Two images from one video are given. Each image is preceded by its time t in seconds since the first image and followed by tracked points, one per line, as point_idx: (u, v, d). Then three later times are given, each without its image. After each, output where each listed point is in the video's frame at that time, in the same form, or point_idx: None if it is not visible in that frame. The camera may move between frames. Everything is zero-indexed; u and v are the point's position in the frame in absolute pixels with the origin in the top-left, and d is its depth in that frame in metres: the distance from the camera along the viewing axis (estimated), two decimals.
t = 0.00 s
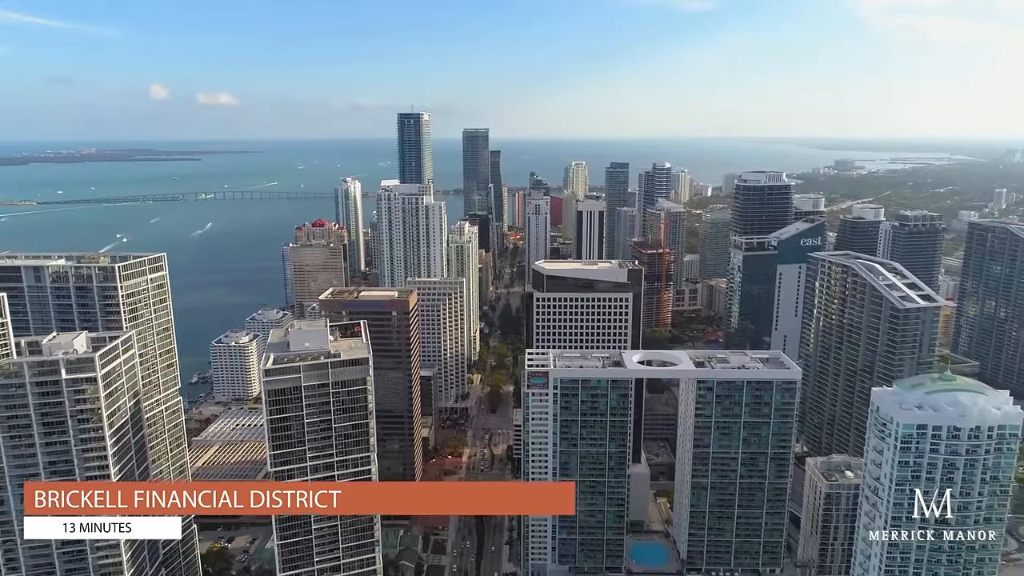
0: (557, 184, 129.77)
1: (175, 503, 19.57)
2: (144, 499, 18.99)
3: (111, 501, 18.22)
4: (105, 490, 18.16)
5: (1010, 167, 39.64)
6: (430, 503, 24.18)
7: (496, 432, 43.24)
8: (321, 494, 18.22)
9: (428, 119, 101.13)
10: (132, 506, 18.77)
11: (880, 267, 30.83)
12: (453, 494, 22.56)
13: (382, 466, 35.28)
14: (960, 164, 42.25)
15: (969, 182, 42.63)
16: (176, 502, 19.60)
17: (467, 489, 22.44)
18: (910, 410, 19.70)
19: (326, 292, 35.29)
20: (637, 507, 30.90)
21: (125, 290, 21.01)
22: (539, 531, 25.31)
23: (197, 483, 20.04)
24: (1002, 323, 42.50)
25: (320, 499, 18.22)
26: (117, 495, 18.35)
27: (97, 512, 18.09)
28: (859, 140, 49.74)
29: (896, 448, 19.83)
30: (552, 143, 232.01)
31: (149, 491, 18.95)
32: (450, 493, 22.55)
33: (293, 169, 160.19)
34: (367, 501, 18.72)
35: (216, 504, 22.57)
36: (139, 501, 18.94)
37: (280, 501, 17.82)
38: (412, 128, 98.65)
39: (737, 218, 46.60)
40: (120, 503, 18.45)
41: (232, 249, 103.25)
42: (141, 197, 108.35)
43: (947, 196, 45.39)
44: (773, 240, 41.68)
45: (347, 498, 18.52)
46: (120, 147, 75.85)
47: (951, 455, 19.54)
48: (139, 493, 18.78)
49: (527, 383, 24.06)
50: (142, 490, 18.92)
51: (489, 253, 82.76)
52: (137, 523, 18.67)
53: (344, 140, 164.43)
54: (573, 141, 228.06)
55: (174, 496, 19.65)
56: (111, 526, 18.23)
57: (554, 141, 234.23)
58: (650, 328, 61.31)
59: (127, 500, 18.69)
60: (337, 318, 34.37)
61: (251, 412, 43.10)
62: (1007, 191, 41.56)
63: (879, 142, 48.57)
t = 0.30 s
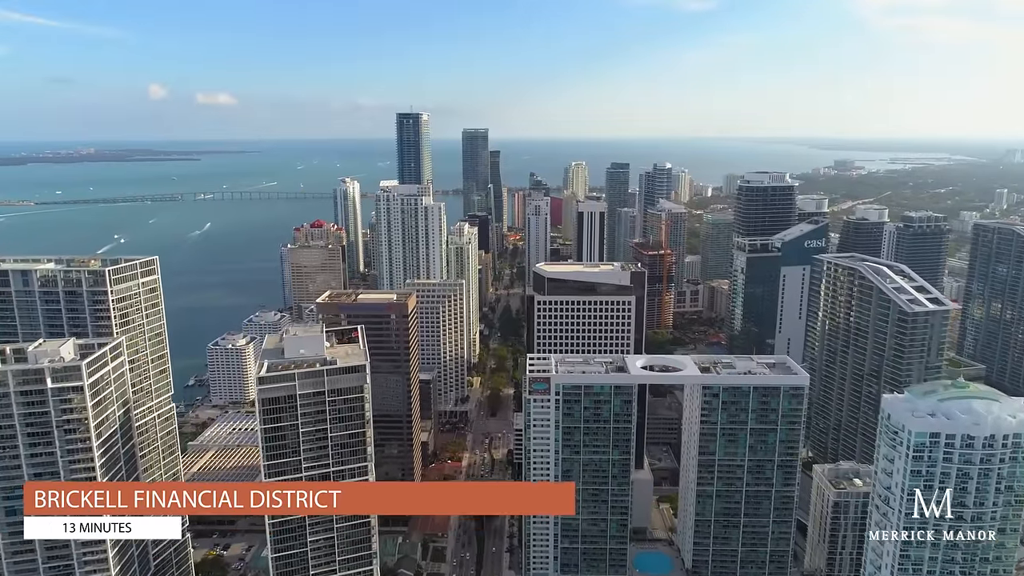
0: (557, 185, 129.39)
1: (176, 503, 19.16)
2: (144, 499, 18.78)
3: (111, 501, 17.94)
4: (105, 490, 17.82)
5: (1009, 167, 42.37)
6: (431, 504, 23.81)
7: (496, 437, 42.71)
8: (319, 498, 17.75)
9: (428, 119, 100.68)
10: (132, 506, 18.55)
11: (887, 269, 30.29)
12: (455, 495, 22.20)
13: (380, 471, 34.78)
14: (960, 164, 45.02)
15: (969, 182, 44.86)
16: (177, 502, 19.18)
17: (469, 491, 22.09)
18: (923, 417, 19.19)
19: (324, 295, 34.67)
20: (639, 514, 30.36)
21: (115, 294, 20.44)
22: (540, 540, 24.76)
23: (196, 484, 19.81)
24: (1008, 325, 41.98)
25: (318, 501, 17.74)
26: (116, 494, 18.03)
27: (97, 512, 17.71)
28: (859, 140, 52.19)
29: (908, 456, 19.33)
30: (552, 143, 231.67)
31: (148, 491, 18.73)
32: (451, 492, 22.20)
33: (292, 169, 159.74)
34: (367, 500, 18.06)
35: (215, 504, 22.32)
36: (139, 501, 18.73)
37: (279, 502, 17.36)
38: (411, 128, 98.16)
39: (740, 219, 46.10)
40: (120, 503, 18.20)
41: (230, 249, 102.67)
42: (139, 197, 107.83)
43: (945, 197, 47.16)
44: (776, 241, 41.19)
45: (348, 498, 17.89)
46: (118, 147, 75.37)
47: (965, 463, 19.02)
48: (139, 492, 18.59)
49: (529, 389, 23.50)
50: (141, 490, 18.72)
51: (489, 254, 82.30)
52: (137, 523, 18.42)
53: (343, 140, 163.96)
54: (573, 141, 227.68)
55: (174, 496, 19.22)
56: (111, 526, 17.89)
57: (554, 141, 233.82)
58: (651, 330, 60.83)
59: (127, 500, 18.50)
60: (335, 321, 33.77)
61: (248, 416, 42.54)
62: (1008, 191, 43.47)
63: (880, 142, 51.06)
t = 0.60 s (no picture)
0: (557, 185, 128.84)
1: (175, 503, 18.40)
2: (144, 499, 17.95)
3: (111, 501, 17.34)
4: (104, 489, 17.34)
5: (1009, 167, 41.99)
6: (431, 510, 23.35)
7: (497, 441, 42.18)
8: (319, 498, 17.03)
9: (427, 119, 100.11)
10: (131, 506, 17.76)
11: (895, 271, 29.75)
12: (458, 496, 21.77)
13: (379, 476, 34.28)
14: (961, 165, 44.78)
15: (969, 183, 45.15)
16: (176, 502, 18.45)
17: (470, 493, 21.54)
18: (936, 425, 18.70)
19: (321, 298, 34.07)
20: (643, 520, 29.86)
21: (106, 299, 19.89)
22: (542, 549, 24.23)
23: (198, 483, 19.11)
24: (1014, 327, 41.41)
25: (318, 502, 17.04)
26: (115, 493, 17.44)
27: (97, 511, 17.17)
28: (859, 140, 51.39)
29: (920, 465, 18.85)
30: (551, 143, 231.10)
31: (149, 490, 17.89)
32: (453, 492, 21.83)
33: (292, 169, 159.16)
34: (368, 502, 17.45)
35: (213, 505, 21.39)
36: (138, 501, 17.91)
37: (279, 503, 16.61)
38: (411, 128, 97.63)
39: (744, 221, 45.59)
40: (120, 503, 17.49)
41: (229, 249, 102.11)
42: (137, 197, 107.25)
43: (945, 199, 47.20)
44: (780, 243, 40.63)
45: (347, 500, 17.34)
46: (116, 147, 74.92)
47: (980, 473, 18.51)
48: (139, 492, 17.70)
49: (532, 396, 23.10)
50: (142, 490, 17.84)
51: (489, 255, 81.77)
52: (137, 523, 17.65)
53: (343, 140, 163.42)
54: (573, 141, 227.25)
55: (174, 496, 18.50)
56: (110, 526, 17.28)
57: (554, 142, 233.20)
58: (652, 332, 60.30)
59: (126, 500, 17.69)
60: (332, 324, 33.19)
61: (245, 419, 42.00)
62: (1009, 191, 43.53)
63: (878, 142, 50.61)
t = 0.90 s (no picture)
0: (557, 185, 128.43)
1: (176, 503, 18.50)
2: (145, 499, 18.16)
3: (111, 501, 17.46)
4: (104, 490, 17.47)
5: (1008, 167, 44.10)
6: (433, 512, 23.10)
7: (497, 445, 41.70)
8: (318, 499, 16.62)
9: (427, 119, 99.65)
10: (132, 506, 18.00)
11: (902, 273, 29.28)
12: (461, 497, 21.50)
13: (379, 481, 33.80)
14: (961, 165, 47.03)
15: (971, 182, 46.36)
16: (176, 502, 18.47)
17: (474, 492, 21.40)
18: (951, 433, 18.25)
19: (320, 300, 33.58)
20: (647, 526, 29.40)
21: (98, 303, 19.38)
22: (545, 558, 23.66)
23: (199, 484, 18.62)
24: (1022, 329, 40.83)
25: (317, 503, 16.63)
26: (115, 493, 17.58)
27: (96, 512, 17.17)
28: (859, 141, 53.45)
29: (935, 474, 18.37)
30: (551, 143, 230.86)
31: (149, 491, 17.94)
32: (454, 494, 21.53)
33: (291, 169, 158.56)
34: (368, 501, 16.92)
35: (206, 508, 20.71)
36: (138, 501, 18.12)
37: (279, 502, 16.18)
38: (410, 128, 97.12)
39: (746, 221, 45.15)
40: (120, 504, 17.65)
41: (227, 250, 101.63)
42: (135, 198, 106.65)
43: (946, 199, 47.99)
44: (785, 244, 40.12)
45: (348, 499, 16.82)
46: (115, 147, 74.41)
47: (996, 482, 18.04)
48: (138, 493, 17.82)
49: (533, 401, 22.45)
50: (141, 490, 17.95)
51: (489, 256, 81.27)
52: (137, 523, 17.87)
53: (343, 141, 162.96)
54: (573, 141, 226.93)
55: (174, 496, 18.51)
56: (111, 526, 17.34)
57: (553, 142, 232.96)
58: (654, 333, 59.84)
59: (127, 499, 17.89)
60: (330, 327, 32.63)
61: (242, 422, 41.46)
62: (1009, 191, 44.50)
63: (878, 143, 52.92)
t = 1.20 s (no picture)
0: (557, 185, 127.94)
1: (175, 503, 18.08)
2: (144, 499, 17.92)
3: (111, 501, 17.42)
4: (104, 491, 17.49)
5: (1006, 167, 42.65)
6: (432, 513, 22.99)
7: (498, 449, 41.19)
8: (319, 499, 16.05)
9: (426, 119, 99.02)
10: (132, 506, 17.82)
11: (911, 275, 28.75)
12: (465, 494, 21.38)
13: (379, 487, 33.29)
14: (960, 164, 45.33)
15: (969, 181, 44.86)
16: (175, 502, 18.03)
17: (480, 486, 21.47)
18: (967, 442, 17.74)
19: (317, 304, 33.01)
20: (651, 532, 28.94)
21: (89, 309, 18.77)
22: (548, 567, 23.13)
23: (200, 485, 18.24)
24: None
25: (318, 504, 16.05)
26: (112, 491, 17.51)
27: (97, 512, 17.06)
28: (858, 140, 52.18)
29: (951, 484, 17.80)
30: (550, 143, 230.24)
31: (148, 490, 17.75)
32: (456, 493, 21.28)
33: (289, 169, 157.90)
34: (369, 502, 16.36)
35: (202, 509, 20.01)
36: (139, 501, 17.93)
37: (279, 503, 15.61)
38: (409, 128, 96.56)
39: (749, 222, 44.71)
40: (120, 504, 17.60)
41: (226, 251, 101.02)
42: (132, 198, 105.99)
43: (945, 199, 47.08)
44: (789, 246, 39.63)
45: (349, 501, 16.21)
46: (112, 147, 73.78)
47: (1014, 492, 17.56)
48: (138, 492, 17.77)
49: (537, 407, 21.96)
50: (142, 489, 17.87)
51: (489, 257, 80.72)
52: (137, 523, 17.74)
53: (341, 141, 162.38)
54: (573, 141, 226.29)
55: (174, 496, 18.12)
56: (110, 527, 17.21)
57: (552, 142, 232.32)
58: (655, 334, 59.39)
59: (127, 499, 17.83)
60: (328, 331, 32.06)
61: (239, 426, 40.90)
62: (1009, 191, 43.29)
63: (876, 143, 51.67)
